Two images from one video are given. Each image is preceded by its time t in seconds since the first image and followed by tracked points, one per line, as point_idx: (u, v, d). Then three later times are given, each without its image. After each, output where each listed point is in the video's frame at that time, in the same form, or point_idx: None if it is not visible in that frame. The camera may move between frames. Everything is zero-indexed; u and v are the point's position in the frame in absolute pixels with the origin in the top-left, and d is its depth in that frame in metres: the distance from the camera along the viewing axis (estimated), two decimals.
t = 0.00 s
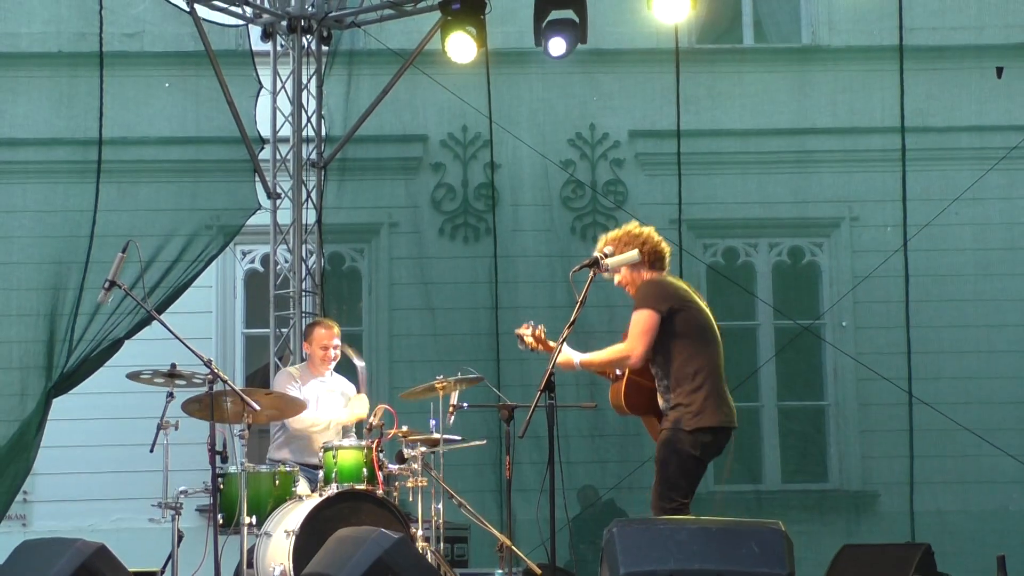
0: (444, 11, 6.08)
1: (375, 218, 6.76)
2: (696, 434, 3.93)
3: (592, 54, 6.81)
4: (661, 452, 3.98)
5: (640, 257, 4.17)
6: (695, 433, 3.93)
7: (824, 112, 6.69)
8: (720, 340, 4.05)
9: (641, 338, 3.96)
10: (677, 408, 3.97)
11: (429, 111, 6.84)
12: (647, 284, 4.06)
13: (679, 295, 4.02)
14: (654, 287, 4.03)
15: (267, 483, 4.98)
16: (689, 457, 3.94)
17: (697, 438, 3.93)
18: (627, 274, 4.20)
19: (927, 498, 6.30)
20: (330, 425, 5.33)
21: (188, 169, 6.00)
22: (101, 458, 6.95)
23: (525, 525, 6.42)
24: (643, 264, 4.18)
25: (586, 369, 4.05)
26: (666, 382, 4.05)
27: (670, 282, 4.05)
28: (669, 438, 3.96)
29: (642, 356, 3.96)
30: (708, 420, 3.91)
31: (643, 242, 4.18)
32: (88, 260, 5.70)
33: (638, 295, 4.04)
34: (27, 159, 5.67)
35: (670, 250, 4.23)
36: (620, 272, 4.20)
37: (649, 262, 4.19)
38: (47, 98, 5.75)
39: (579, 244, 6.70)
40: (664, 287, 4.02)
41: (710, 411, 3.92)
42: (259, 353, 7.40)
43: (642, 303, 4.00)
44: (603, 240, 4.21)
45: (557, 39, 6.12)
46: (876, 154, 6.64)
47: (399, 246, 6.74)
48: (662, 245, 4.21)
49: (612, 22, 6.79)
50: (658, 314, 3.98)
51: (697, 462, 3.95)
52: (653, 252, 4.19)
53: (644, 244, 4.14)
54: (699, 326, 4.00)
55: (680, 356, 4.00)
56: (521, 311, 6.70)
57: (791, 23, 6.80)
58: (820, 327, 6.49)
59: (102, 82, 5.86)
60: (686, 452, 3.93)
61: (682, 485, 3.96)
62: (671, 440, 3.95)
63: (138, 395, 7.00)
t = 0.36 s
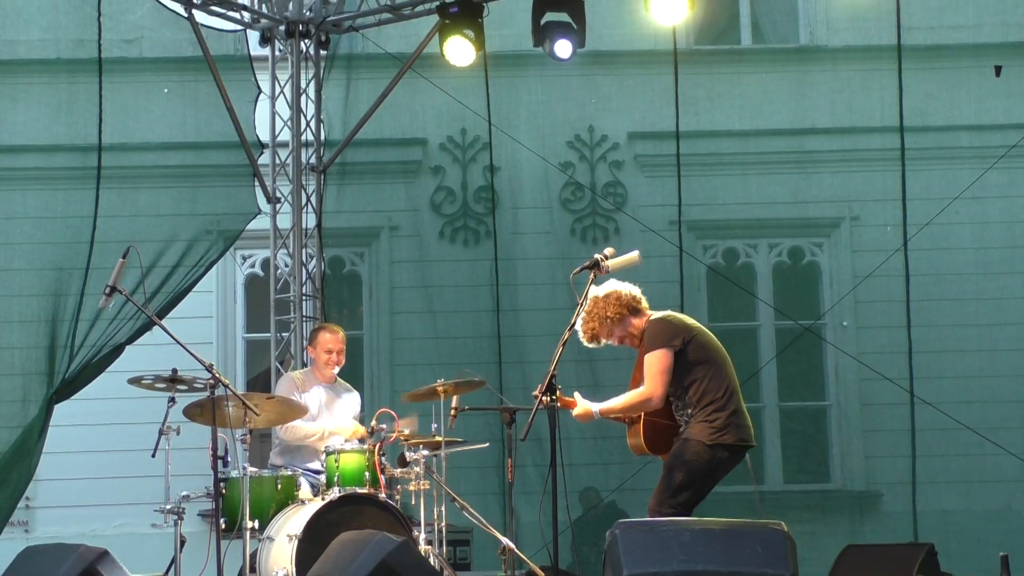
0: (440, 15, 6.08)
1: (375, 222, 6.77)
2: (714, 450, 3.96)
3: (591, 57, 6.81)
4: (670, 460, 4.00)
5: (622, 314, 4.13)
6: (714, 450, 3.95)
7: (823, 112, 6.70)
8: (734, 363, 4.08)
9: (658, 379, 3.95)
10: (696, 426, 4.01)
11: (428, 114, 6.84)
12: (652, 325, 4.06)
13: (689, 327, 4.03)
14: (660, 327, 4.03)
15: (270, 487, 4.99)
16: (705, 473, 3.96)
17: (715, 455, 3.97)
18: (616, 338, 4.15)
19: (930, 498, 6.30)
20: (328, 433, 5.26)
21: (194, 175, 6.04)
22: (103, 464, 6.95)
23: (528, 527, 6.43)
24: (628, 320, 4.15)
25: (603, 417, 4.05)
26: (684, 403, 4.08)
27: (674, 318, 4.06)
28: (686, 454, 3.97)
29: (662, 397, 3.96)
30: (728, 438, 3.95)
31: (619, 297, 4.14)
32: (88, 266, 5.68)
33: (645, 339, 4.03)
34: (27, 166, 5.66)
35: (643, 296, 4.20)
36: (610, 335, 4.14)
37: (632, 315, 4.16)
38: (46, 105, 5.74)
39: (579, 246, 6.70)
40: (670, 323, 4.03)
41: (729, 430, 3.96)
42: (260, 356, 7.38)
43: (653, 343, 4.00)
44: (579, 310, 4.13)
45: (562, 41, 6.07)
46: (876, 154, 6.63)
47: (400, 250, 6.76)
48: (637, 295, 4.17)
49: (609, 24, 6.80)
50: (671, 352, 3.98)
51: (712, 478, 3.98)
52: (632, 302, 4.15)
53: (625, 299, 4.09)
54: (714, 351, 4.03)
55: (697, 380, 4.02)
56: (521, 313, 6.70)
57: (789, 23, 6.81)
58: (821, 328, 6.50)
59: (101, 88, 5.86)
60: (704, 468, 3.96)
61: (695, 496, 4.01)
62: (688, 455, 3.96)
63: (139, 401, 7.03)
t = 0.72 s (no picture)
0: (439, 19, 6.08)
1: (375, 226, 6.77)
2: (714, 434, 3.89)
3: (592, 59, 6.80)
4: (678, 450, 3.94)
5: (627, 284, 4.11)
6: (714, 433, 3.89)
7: (823, 112, 6.69)
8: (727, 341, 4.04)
9: (653, 349, 3.89)
10: (695, 410, 3.94)
11: (427, 118, 6.85)
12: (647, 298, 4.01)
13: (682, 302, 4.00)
14: (654, 298, 3.98)
15: (273, 492, 4.99)
16: (706, 457, 3.88)
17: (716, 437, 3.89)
18: (620, 308, 4.13)
19: (934, 497, 6.29)
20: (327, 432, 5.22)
21: (185, 181, 6.00)
22: (106, 471, 6.94)
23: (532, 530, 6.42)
24: (633, 290, 4.12)
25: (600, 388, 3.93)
26: (680, 387, 4.01)
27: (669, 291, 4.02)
28: (686, 441, 3.91)
29: (658, 368, 3.89)
30: (727, 420, 3.89)
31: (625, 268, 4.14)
32: (89, 273, 5.69)
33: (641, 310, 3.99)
34: (26, 173, 5.68)
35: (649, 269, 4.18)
36: (615, 304, 4.12)
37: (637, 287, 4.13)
38: (46, 111, 5.76)
39: (579, 248, 6.69)
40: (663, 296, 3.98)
41: (728, 411, 3.90)
42: (262, 362, 7.37)
43: (647, 316, 3.95)
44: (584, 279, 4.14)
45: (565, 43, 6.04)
46: (876, 153, 6.63)
47: (400, 253, 6.75)
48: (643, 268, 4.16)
49: (608, 26, 6.81)
50: (665, 324, 3.93)
51: (716, 463, 3.90)
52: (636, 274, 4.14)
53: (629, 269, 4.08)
54: (706, 330, 3.98)
55: (691, 359, 3.97)
56: (523, 316, 6.70)
57: (788, 23, 6.79)
58: (823, 328, 6.50)
59: (101, 95, 5.85)
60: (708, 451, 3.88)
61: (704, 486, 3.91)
62: (691, 441, 3.90)
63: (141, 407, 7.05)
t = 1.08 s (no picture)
0: (445, 21, 6.07)
1: (381, 228, 6.77)
2: (730, 453, 3.97)
3: (595, 60, 6.83)
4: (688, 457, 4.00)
5: (626, 342, 4.19)
6: (731, 452, 3.97)
7: (828, 113, 6.69)
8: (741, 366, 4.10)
9: (673, 390, 3.94)
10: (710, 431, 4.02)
11: (433, 120, 6.87)
12: (659, 338, 4.05)
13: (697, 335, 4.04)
14: (666, 339, 4.03)
15: (279, 494, 4.98)
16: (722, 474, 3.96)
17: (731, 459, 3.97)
18: (631, 364, 4.19)
19: (940, 498, 6.28)
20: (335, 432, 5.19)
21: (190, 182, 5.99)
22: (113, 472, 6.95)
23: (538, 532, 6.43)
24: (633, 344, 4.19)
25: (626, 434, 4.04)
26: (697, 408, 4.09)
27: (678, 328, 4.05)
28: (701, 453, 3.97)
29: (679, 407, 3.94)
30: (744, 440, 3.98)
31: (618, 328, 4.23)
32: (96, 275, 5.69)
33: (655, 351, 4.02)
34: (34, 176, 5.67)
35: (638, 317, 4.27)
36: (627, 366, 4.18)
37: (634, 339, 4.20)
38: (52, 113, 5.75)
39: (585, 249, 6.68)
40: (677, 333, 4.03)
41: (745, 432, 3.99)
42: (268, 364, 7.36)
43: (664, 354, 3.99)
44: (587, 356, 4.21)
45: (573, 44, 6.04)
46: (881, 154, 6.62)
47: (406, 255, 6.76)
48: (632, 320, 4.25)
49: (613, 27, 6.83)
50: (683, 361, 3.97)
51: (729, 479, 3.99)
52: (630, 328, 4.23)
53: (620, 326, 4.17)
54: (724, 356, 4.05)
55: (708, 386, 4.03)
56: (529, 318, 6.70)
57: (791, 24, 6.81)
58: (828, 329, 6.49)
59: (107, 97, 5.86)
60: (721, 473, 3.95)
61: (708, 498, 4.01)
62: (705, 455, 3.97)
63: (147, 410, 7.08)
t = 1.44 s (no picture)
0: (449, 26, 6.10)
1: (385, 233, 6.78)
2: (731, 435, 3.91)
3: (599, 65, 6.83)
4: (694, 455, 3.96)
5: (639, 288, 4.15)
6: (731, 435, 3.91)
7: (832, 118, 6.69)
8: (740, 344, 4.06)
9: (672, 353, 3.90)
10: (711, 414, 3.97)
11: (438, 125, 6.87)
12: (662, 303, 4.03)
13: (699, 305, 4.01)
14: (669, 303, 3.99)
15: (282, 500, 4.99)
16: (723, 458, 3.91)
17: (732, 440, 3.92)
18: (636, 311, 4.17)
19: (946, 503, 6.25)
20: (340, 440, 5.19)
21: (207, 185, 6.10)
22: (117, 477, 6.96)
23: (542, 537, 6.42)
24: (645, 294, 4.16)
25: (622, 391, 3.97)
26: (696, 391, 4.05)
27: (683, 295, 4.03)
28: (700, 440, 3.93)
29: (678, 371, 3.89)
30: (743, 421, 3.92)
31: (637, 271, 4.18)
32: (100, 280, 5.64)
33: (657, 314, 3.99)
34: (41, 182, 5.57)
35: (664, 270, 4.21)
36: (631, 310, 4.16)
37: (649, 290, 4.17)
38: (57, 119, 5.69)
39: (589, 254, 6.68)
40: (680, 300, 4.00)
41: (744, 413, 3.93)
42: (272, 369, 7.41)
43: (665, 319, 3.96)
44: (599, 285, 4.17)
45: (575, 47, 6.05)
46: (886, 159, 6.62)
47: (410, 260, 6.76)
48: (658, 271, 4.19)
49: (617, 32, 6.83)
50: (683, 327, 3.94)
51: (732, 464, 3.93)
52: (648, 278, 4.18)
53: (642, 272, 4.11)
54: (723, 333, 4.01)
55: (707, 364, 3.99)
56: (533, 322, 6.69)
57: (796, 29, 6.79)
58: (833, 334, 6.49)
59: (112, 103, 5.83)
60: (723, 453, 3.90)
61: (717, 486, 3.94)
62: (706, 445, 3.93)
63: (150, 414, 7.06)
